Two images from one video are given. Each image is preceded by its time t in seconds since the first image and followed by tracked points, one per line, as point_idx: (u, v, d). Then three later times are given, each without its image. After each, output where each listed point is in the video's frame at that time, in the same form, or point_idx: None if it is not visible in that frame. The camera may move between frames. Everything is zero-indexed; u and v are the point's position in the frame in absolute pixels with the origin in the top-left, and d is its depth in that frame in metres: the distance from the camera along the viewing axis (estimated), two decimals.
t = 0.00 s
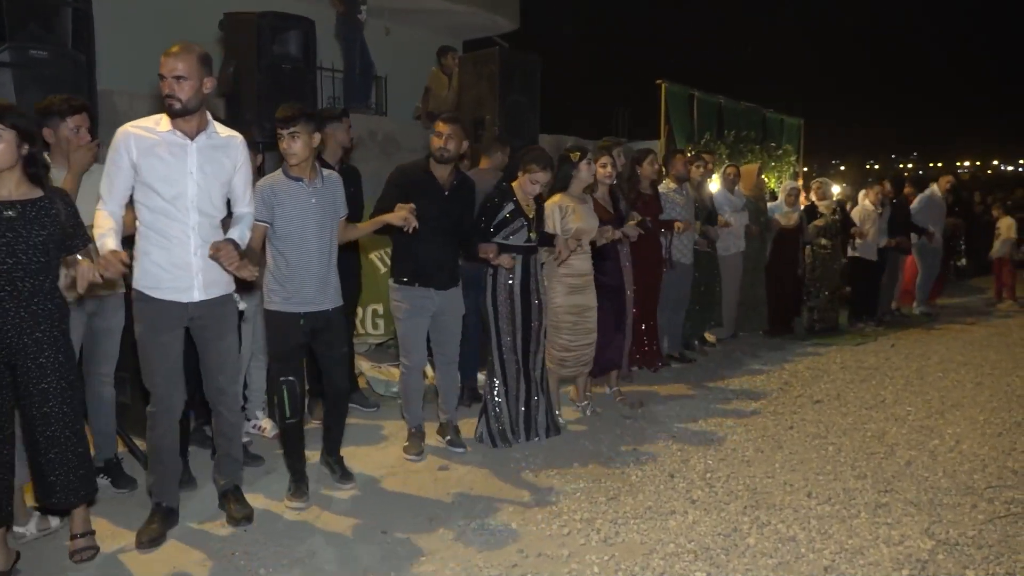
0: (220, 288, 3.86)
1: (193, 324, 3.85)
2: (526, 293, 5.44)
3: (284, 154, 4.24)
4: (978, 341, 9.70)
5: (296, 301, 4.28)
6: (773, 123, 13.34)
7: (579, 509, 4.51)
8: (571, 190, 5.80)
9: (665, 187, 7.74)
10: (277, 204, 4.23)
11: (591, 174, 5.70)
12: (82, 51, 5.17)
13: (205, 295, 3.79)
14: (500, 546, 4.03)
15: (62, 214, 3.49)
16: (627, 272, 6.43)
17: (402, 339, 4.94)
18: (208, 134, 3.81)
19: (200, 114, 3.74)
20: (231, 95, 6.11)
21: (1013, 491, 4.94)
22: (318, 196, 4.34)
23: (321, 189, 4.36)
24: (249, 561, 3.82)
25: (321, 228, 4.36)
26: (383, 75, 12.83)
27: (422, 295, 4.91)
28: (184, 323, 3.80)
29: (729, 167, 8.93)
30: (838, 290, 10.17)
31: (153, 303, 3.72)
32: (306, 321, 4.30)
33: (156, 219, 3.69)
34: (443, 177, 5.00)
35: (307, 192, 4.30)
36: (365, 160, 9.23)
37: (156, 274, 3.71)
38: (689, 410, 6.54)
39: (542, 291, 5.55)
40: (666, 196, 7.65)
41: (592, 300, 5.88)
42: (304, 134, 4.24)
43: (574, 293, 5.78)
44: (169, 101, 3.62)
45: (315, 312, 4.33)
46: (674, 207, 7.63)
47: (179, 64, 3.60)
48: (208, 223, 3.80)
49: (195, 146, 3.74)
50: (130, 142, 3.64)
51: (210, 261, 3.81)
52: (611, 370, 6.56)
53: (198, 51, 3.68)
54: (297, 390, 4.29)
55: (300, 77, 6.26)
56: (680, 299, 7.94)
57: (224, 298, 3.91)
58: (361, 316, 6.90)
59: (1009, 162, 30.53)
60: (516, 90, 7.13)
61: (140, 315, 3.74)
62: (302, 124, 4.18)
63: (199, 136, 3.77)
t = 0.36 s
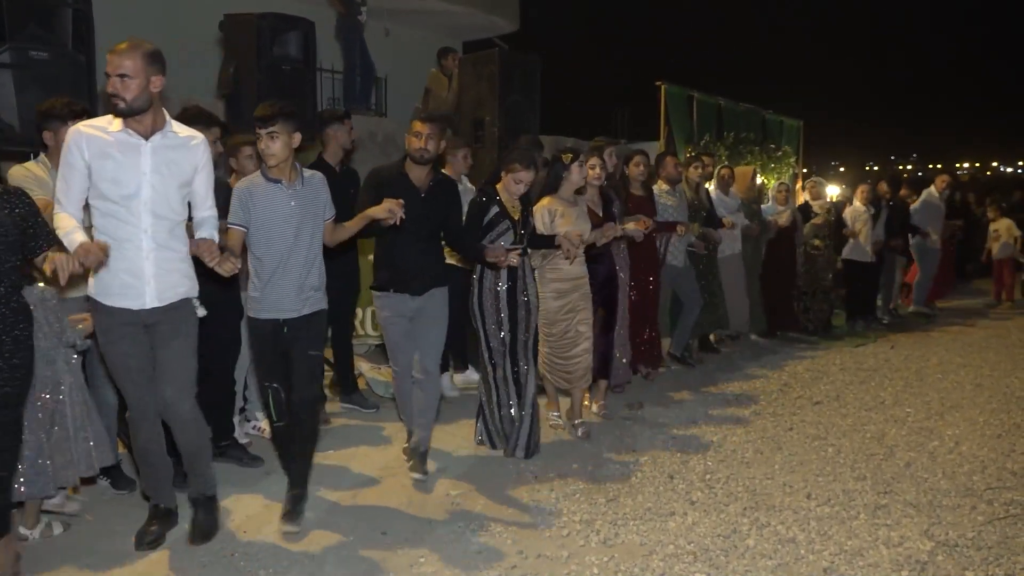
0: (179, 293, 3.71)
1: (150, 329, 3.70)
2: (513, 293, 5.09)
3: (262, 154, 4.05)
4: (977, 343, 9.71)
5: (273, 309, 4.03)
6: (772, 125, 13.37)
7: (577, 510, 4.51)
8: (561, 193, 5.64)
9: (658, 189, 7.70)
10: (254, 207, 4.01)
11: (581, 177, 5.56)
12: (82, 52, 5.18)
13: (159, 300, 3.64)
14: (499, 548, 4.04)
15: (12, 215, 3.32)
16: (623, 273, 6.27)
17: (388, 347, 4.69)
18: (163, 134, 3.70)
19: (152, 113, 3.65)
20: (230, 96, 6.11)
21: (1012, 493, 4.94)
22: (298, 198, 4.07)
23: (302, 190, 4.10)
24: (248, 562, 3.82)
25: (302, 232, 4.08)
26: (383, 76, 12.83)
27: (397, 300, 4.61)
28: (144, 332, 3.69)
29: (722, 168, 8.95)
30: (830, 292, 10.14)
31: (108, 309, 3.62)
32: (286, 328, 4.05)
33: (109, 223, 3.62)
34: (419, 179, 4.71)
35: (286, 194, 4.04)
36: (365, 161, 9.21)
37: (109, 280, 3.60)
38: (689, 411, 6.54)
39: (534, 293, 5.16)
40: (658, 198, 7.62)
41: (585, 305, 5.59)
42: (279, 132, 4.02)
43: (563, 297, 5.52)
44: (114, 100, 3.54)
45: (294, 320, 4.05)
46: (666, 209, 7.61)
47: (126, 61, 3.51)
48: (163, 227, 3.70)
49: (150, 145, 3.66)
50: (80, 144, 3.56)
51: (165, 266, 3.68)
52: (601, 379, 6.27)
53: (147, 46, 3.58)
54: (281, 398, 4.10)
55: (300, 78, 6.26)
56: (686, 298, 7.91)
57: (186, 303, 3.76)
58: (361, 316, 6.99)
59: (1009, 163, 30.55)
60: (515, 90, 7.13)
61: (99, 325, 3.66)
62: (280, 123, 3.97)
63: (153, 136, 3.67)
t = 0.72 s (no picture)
0: (135, 302, 3.33)
1: (105, 338, 3.34)
2: (509, 302, 4.95)
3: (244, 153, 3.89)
4: (976, 343, 9.72)
5: (250, 313, 3.88)
6: (772, 126, 13.37)
7: (577, 511, 4.50)
8: (561, 196, 5.60)
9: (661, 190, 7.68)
10: (235, 208, 3.84)
11: (583, 179, 5.52)
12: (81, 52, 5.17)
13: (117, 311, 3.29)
14: (500, 548, 4.03)
15: None
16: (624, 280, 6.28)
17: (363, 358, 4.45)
18: (128, 128, 3.31)
19: (115, 105, 3.26)
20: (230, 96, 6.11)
21: (1013, 493, 4.94)
22: (281, 199, 3.92)
23: (286, 192, 3.94)
24: (250, 563, 3.82)
25: (284, 235, 3.93)
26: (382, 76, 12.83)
27: (384, 308, 4.42)
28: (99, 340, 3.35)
29: (722, 169, 8.83)
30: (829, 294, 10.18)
31: (65, 318, 3.30)
32: (262, 334, 3.91)
33: (65, 225, 3.26)
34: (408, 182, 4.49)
35: (269, 195, 3.89)
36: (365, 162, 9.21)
37: (67, 287, 3.27)
38: (689, 412, 6.54)
39: (531, 299, 5.03)
40: (663, 201, 7.59)
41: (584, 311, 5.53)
42: (262, 130, 3.88)
43: (563, 305, 5.48)
44: (72, 93, 3.17)
45: (272, 325, 3.90)
46: (670, 211, 7.58)
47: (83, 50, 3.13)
48: (124, 230, 3.30)
49: (110, 141, 3.27)
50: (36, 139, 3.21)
51: (126, 273, 3.31)
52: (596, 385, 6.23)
53: (111, 35, 3.18)
54: (244, 413, 4.03)
55: (300, 78, 6.25)
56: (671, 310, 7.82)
57: (145, 313, 3.38)
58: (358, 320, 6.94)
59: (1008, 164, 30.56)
60: (516, 90, 7.13)
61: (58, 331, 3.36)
62: (262, 120, 3.83)
63: (115, 131, 3.28)
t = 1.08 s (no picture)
0: (96, 303, 3.30)
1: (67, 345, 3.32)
2: (496, 302, 4.95)
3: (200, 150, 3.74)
4: (976, 343, 9.72)
5: (221, 318, 3.74)
6: (772, 125, 13.36)
7: (577, 510, 4.50)
8: (548, 195, 5.44)
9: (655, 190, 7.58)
10: (198, 208, 3.69)
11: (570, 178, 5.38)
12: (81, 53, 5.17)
13: (75, 308, 3.26)
14: (500, 548, 4.03)
15: None
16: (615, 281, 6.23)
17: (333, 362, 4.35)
18: (84, 122, 3.30)
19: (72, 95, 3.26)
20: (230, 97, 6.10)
21: (1013, 493, 4.94)
22: (246, 198, 3.81)
23: (250, 190, 3.83)
24: (250, 563, 3.82)
25: (253, 235, 3.81)
26: (382, 77, 12.82)
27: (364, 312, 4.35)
28: (56, 345, 3.31)
29: (713, 168, 8.65)
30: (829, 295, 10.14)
31: (23, 318, 3.26)
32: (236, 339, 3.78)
33: (23, 222, 3.25)
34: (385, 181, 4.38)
35: (233, 194, 3.76)
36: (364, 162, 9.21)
37: (24, 286, 3.25)
38: (689, 411, 6.55)
39: (518, 300, 5.02)
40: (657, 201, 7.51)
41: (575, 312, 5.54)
42: (220, 126, 3.71)
43: (552, 306, 5.47)
44: (26, 81, 3.16)
45: (248, 329, 3.79)
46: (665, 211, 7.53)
47: (36, 35, 3.12)
48: (83, 226, 3.28)
49: (67, 135, 3.26)
50: None
51: (84, 270, 3.28)
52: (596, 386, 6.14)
53: (65, 20, 3.18)
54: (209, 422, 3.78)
55: (300, 78, 6.24)
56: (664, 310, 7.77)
57: (108, 315, 3.35)
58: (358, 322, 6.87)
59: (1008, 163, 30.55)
60: (515, 91, 7.13)
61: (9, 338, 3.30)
62: (215, 114, 3.67)
63: (72, 125, 3.28)
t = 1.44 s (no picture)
0: (36, 311, 3.23)
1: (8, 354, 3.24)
2: (465, 305, 4.90)
3: (152, 148, 3.60)
4: (976, 343, 9.72)
5: (177, 324, 3.62)
6: (773, 126, 13.37)
7: (576, 511, 4.51)
8: (520, 198, 5.28)
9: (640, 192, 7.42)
10: (149, 213, 3.56)
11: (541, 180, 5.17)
12: (81, 55, 5.19)
13: (13, 314, 3.18)
14: (500, 549, 4.04)
15: None
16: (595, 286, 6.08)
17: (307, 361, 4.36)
18: (25, 124, 3.23)
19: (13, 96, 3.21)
20: (229, 100, 6.11)
21: (1013, 493, 4.94)
22: (200, 200, 3.68)
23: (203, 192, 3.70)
24: (248, 564, 3.83)
25: (206, 238, 3.68)
26: (382, 78, 12.83)
27: (326, 315, 4.34)
28: None
29: (699, 169, 8.53)
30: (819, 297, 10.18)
31: None
32: (191, 346, 3.65)
33: None
34: (342, 178, 4.37)
35: (185, 198, 3.64)
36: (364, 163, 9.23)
37: None
38: (688, 412, 6.56)
39: (486, 301, 5.00)
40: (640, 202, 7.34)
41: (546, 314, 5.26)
42: (172, 128, 3.58)
43: (521, 308, 5.18)
44: None
45: (202, 335, 3.66)
46: (649, 214, 7.34)
47: None
48: (21, 231, 3.21)
49: (7, 137, 3.19)
50: None
51: (23, 275, 3.21)
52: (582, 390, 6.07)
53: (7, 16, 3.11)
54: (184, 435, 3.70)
55: (299, 80, 6.26)
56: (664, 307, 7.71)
57: (48, 321, 3.27)
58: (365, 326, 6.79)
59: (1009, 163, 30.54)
60: (515, 92, 7.13)
61: None
62: (169, 113, 3.53)
63: (12, 126, 3.21)
